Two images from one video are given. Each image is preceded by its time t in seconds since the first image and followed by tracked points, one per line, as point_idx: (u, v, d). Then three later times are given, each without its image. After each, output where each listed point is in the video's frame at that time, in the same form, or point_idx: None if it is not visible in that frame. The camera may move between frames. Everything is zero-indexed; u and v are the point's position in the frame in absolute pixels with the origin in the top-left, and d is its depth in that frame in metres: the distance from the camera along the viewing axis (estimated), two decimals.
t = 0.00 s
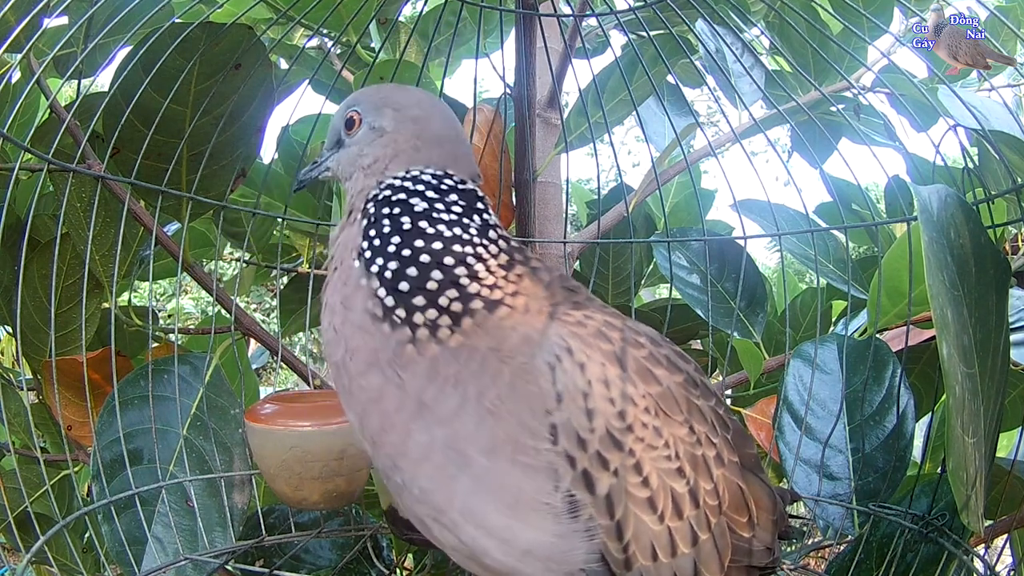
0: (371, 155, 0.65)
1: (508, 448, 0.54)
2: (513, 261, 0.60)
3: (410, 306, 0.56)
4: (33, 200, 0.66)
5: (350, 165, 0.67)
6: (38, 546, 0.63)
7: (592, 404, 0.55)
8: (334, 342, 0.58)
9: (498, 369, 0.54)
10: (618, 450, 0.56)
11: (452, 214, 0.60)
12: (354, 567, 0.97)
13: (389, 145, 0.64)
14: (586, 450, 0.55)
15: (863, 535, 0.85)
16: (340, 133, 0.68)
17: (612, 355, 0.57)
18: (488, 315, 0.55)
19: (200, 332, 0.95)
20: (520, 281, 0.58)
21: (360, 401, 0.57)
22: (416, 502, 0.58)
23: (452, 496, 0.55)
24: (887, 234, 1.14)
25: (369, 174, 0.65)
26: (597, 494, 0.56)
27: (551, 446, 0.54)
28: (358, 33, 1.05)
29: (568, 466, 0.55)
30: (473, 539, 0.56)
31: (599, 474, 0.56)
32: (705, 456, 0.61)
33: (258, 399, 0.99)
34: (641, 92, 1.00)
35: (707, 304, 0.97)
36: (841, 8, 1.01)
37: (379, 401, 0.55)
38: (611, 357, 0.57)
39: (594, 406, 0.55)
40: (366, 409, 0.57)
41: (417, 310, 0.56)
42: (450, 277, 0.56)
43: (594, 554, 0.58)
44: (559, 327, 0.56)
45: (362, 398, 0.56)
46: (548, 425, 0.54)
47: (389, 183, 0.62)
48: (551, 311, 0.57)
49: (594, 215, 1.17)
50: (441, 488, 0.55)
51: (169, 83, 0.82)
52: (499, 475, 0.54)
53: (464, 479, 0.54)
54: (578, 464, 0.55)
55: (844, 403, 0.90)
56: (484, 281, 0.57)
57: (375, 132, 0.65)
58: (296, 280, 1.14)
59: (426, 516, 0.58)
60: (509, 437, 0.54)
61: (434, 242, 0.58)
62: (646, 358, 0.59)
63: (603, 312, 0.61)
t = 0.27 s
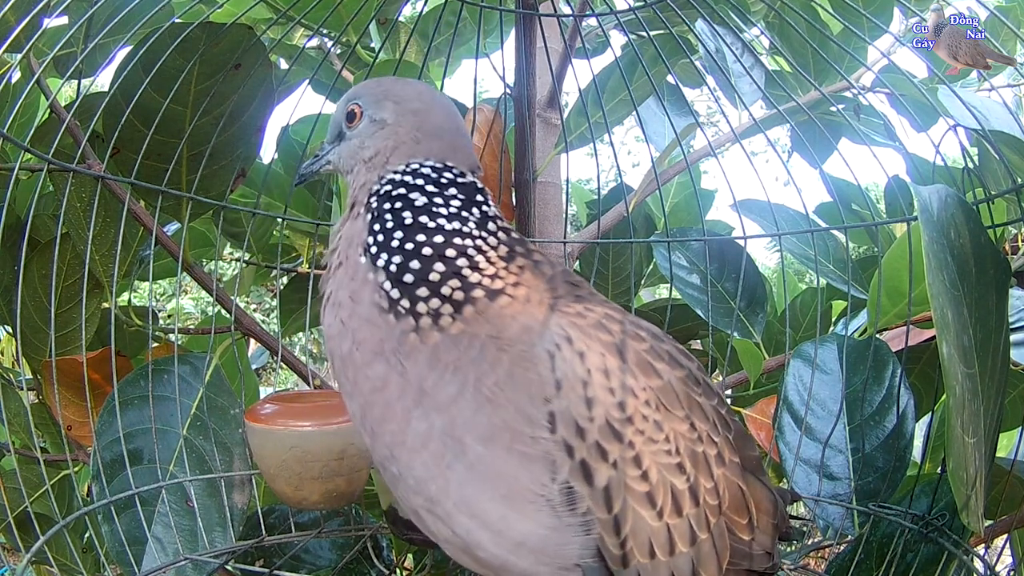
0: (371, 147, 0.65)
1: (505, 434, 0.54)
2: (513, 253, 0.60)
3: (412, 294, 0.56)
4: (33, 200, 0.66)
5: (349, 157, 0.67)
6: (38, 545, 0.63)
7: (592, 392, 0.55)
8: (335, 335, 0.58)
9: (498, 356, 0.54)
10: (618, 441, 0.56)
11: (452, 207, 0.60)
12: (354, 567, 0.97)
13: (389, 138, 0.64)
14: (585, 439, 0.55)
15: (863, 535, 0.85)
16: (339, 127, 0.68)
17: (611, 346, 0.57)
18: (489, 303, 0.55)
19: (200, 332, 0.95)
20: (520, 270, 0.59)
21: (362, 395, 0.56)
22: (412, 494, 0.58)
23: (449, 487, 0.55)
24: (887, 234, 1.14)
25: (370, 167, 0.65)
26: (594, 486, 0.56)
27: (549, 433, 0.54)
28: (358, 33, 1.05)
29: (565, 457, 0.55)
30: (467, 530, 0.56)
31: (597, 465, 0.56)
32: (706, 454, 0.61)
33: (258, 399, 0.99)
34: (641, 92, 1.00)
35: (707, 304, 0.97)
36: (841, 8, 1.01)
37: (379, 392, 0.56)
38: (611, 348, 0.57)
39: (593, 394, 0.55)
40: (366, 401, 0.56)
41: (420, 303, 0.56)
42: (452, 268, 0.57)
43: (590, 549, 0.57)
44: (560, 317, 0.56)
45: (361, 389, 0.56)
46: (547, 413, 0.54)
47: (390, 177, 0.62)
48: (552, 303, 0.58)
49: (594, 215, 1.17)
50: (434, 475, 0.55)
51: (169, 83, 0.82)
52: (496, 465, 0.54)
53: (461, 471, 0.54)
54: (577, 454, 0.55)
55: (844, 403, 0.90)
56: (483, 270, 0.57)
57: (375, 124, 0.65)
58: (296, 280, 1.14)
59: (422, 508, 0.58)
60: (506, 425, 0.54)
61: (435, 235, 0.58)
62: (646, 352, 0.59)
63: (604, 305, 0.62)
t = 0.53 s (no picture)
0: (371, 144, 0.65)
1: (500, 426, 0.54)
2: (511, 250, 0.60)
3: (412, 294, 0.56)
4: (33, 199, 0.66)
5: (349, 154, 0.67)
6: (38, 545, 0.63)
7: (589, 385, 0.55)
8: (334, 335, 0.58)
9: (494, 349, 0.54)
10: (615, 435, 0.56)
11: (450, 205, 0.60)
12: (354, 567, 0.97)
13: (388, 135, 0.64)
14: (581, 432, 0.55)
15: (863, 535, 0.86)
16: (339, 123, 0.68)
17: (608, 340, 0.57)
18: (486, 298, 0.55)
19: (200, 333, 0.95)
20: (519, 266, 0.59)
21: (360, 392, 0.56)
22: (408, 487, 0.58)
23: (444, 481, 0.55)
24: (887, 234, 1.14)
25: (370, 164, 0.65)
26: (590, 480, 0.56)
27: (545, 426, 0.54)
28: (358, 33, 1.05)
29: (561, 450, 0.55)
30: (463, 524, 0.56)
31: (594, 458, 0.55)
32: (703, 451, 0.60)
33: (258, 399, 0.99)
34: (641, 92, 1.00)
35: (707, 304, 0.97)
36: (840, 8, 1.01)
37: (376, 386, 0.56)
38: (608, 343, 0.57)
39: (591, 387, 0.55)
40: (362, 396, 0.56)
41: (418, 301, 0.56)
42: (452, 267, 0.57)
43: (586, 545, 0.57)
44: (558, 312, 0.56)
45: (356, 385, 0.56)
46: (543, 405, 0.54)
47: (389, 174, 0.62)
48: (551, 298, 0.57)
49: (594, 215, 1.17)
50: (431, 471, 0.55)
51: (170, 83, 0.82)
52: (492, 458, 0.54)
53: (456, 465, 0.54)
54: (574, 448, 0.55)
55: (844, 403, 0.90)
56: (484, 267, 0.57)
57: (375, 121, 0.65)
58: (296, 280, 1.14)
59: (419, 501, 0.58)
60: (502, 419, 0.54)
61: (434, 234, 0.58)
62: (644, 348, 0.59)
63: (601, 301, 0.62)
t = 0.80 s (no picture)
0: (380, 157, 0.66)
1: (485, 421, 0.54)
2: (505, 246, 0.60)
3: (409, 295, 0.56)
4: (34, 199, 0.66)
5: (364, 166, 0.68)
6: (38, 545, 0.63)
7: (581, 381, 0.55)
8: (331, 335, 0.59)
9: (483, 345, 0.54)
10: (607, 433, 0.55)
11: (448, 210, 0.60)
12: (354, 567, 0.97)
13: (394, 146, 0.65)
14: (573, 430, 0.55)
15: (864, 535, 0.86)
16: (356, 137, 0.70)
17: (600, 337, 0.57)
18: (478, 296, 0.55)
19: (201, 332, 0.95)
20: (513, 264, 0.58)
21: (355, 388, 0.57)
22: (400, 483, 0.58)
23: (435, 476, 0.55)
24: (887, 234, 1.14)
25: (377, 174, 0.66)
26: (581, 478, 0.56)
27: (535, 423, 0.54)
28: (358, 33, 1.05)
29: (551, 447, 0.54)
30: (453, 521, 0.56)
31: (585, 456, 0.55)
32: (699, 451, 0.60)
33: (258, 399, 0.98)
34: (641, 92, 1.00)
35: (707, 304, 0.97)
36: (840, 8, 1.01)
37: (370, 383, 0.56)
38: (601, 340, 0.56)
39: (583, 383, 0.55)
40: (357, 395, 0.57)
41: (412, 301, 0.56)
42: (447, 267, 0.57)
43: (576, 544, 0.57)
44: (550, 309, 0.56)
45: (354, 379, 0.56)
46: (533, 401, 0.54)
47: (389, 181, 0.63)
48: (544, 294, 0.57)
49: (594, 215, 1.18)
50: (422, 469, 0.55)
51: (169, 83, 0.82)
52: (482, 453, 0.54)
53: (447, 459, 0.54)
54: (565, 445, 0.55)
55: (845, 402, 0.90)
56: (480, 272, 0.57)
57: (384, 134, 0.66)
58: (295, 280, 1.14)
59: (410, 498, 0.58)
60: (492, 413, 0.54)
61: (431, 237, 0.59)
62: (640, 345, 0.59)
63: (597, 298, 0.61)
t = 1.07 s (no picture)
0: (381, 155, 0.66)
1: (490, 418, 0.54)
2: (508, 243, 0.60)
3: (413, 293, 0.56)
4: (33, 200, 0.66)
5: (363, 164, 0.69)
6: (38, 545, 0.63)
7: (587, 377, 0.55)
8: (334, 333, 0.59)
9: (488, 342, 0.54)
10: (613, 430, 0.56)
11: (452, 208, 0.60)
12: (354, 567, 0.97)
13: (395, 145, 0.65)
14: (579, 426, 0.55)
15: (863, 535, 0.86)
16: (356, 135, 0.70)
17: (606, 334, 0.57)
18: (482, 293, 0.55)
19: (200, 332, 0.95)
20: (518, 261, 0.59)
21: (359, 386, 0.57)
22: (402, 481, 0.58)
23: (437, 475, 0.55)
24: (887, 234, 1.14)
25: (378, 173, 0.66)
26: (586, 476, 0.56)
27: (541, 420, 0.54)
28: (358, 33, 1.05)
29: (557, 445, 0.54)
30: (455, 520, 0.56)
31: (592, 454, 0.55)
32: (704, 451, 0.60)
33: (258, 399, 0.98)
34: (641, 92, 1.00)
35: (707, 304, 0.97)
36: (840, 8, 1.01)
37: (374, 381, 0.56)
38: (607, 336, 0.57)
39: (589, 379, 0.55)
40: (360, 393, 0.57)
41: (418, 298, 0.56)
42: (452, 265, 0.57)
43: (580, 543, 0.57)
44: (554, 306, 0.56)
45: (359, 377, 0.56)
46: (540, 397, 0.54)
47: (393, 179, 0.63)
48: (548, 291, 0.57)
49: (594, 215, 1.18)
50: (425, 468, 0.55)
51: (170, 83, 0.82)
52: (488, 452, 0.54)
53: (450, 457, 0.54)
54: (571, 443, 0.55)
55: (845, 402, 0.90)
56: (486, 269, 0.57)
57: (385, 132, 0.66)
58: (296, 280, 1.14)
59: (412, 496, 0.58)
60: (497, 411, 0.54)
61: (435, 235, 0.59)
62: (644, 342, 0.59)
63: (600, 295, 0.61)
